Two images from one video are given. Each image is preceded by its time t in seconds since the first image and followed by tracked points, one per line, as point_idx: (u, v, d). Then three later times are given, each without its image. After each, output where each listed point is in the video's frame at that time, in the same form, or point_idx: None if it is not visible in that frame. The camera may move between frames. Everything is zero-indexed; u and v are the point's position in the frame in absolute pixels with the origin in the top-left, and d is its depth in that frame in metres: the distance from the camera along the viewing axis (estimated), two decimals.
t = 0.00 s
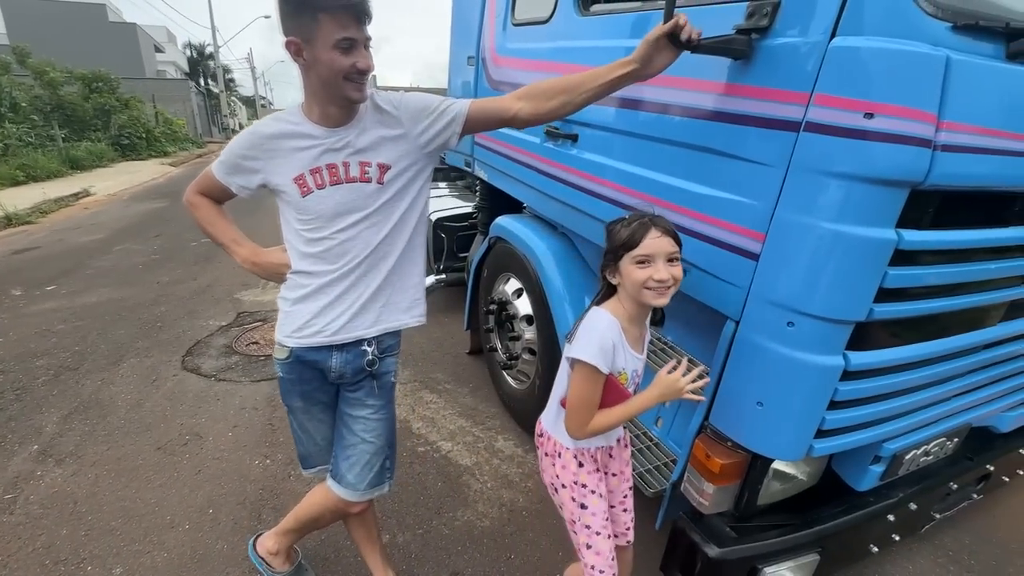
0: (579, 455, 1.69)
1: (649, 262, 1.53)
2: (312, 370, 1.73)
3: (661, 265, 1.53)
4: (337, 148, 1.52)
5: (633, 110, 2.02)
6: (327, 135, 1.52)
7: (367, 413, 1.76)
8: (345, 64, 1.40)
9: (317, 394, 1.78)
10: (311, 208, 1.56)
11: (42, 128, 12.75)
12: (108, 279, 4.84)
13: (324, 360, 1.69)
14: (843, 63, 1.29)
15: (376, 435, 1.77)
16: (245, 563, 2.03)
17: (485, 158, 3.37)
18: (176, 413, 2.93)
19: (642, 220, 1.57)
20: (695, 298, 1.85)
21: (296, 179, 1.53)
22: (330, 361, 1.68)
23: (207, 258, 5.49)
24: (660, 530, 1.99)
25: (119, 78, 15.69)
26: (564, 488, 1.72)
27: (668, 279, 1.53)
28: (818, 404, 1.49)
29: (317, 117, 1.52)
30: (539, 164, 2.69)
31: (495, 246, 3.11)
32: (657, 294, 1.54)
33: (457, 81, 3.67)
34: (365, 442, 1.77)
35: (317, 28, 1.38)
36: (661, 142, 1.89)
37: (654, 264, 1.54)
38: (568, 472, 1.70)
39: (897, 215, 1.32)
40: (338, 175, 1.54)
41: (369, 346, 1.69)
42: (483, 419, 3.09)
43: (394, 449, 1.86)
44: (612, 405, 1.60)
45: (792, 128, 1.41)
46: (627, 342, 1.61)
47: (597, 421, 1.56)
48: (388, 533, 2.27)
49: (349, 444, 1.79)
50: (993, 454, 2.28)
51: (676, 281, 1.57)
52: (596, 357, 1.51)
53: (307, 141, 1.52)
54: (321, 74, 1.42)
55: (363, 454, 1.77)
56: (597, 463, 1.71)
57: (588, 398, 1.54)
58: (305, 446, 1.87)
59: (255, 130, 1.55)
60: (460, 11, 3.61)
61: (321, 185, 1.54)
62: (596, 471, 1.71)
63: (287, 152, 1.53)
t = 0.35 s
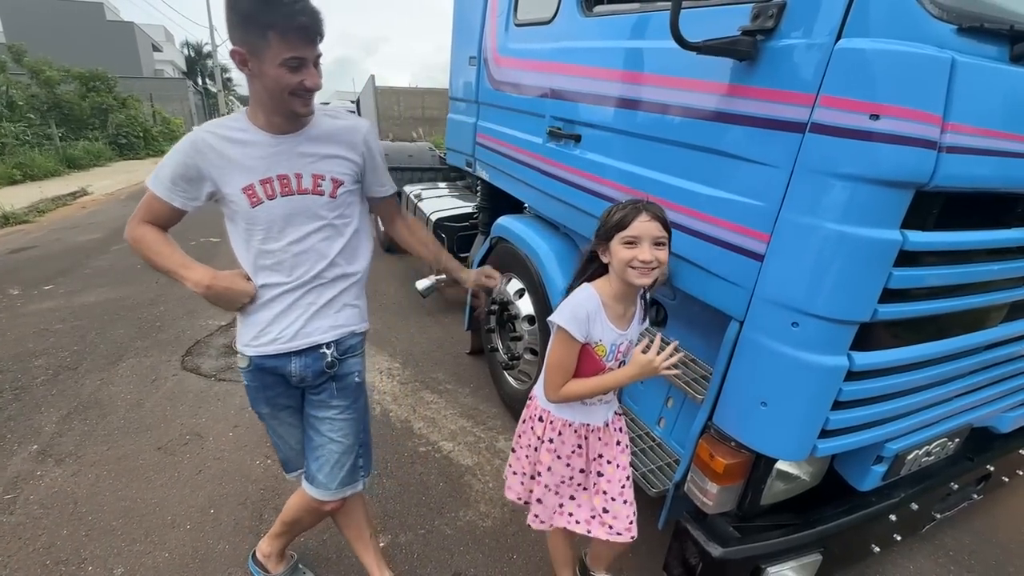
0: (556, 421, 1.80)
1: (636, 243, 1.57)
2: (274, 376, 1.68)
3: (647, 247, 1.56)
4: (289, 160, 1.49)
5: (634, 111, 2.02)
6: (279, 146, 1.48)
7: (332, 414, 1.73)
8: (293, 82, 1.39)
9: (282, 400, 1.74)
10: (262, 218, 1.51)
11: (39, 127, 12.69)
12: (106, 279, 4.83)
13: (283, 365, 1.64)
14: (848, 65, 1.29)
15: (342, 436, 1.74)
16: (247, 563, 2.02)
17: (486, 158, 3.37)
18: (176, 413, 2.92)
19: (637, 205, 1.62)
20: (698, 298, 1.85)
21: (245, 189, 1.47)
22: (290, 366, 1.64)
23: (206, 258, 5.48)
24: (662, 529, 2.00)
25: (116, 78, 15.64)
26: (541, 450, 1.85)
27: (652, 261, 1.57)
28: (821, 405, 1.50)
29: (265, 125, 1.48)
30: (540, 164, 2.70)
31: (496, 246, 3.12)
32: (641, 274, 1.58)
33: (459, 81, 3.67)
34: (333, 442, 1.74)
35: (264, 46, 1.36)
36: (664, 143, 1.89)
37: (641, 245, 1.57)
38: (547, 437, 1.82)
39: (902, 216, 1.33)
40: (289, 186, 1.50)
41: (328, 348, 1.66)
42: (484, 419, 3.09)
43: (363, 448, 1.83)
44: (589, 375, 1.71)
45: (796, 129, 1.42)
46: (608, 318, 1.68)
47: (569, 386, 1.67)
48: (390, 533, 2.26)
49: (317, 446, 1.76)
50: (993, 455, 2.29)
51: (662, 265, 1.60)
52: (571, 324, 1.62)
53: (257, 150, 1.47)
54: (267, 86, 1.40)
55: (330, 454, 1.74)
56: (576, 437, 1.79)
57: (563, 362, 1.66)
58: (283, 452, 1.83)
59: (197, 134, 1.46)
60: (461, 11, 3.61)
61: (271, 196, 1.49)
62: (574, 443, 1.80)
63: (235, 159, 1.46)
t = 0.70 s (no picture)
0: (565, 410, 1.80)
1: (642, 243, 1.58)
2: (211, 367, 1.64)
3: (653, 246, 1.58)
4: (226, 149, 1.48)
5: (632, 110, 2.01)
6: (216, 134, 1.46)
7: (269, 396, 1.70)
8: (256, 79, 1.41)
9: (222, 389, 1.70)
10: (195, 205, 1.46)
11: (33, 129, 12.62)
12: (103, 282, 4.80)
13: (217, 355, 1.61)
14: (847, 64, 1.29)
15: (279, 415, 1.70)
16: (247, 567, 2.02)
17: (483, 158, 3.36)
18: (174, 416, 2.90)
19: (642, 206, 1.62)
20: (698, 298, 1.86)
21: (175, 174, 1.41)
22: (223, 355, 1.61)
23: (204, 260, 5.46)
24: (663, 528, 2.00)
25: (111, 79, 15.57)
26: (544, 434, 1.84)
27: (659, 259, 1.58)
28: (822, 404, 1.50)
29: (198, 111, 1.45)
30: (539, 164, 2.70)
31: (495, 246, 3.11)
32: (648, 272, 1.59)
33: (456, 80, 3.66)
34: (272, 424, 1.71)
35: (241, 37, 1.36)
36: (662, 143, 1.89)
37: (646, 245, 1.58)
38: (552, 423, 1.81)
39: (901, 215, 1.33)
40: (224, 175, 1.49)
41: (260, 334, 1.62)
42: (484, 419, 3.08)
43: (309, 423, 1.79)
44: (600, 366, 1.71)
45: (796, 129, 1.41)
46: (620, 312, 1.68)
47: (583, 377, 1.68)
48: (391, 535, 2.26)
49: (259, 428, 1.73)
50: (991, 451, 2.30)
51: (668, 262, 1.61)
52: (584, 316, 1.62)
53: (193, 135, 1.43)
54: (228, 77, 1.39)
55: (271, 434, 1.72)
56: (585, 428, 1.80)
57: (577, 353, 1.66)
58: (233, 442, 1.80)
59: (118, 110, 1.36)
60: (458, 10, 3.60)
61: (204, 184, 1.46)
62: (580, 433, 1.80)
63: (168, 143, 1.40)
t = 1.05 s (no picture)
0: (592, 413, 1.75)
1: (645, 234, 1.57)
2: (141, 361, 1.68)
3: (657, 237, 1.57)
4: (146, 138, 1.55)
5: (625, 108, 2.00)
6: (134, 124, 1.52)
7: (220, 379, 1.77)
8: (169, 57, 1.46)
9: (142, 385, 1.72)
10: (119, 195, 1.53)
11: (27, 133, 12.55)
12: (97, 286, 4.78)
13: (155, 348, 1.67)
14: (838, 59, 1.28)
15: (236, 396, 1.78)
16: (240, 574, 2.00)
17: (477, 158, 3.35)
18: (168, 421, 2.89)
19: (644, 199, 1.61)
20: (692, 298, 1.84)
21: (96, 165, 1.48)
22: (161, 345, 1.67)
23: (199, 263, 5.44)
24: (660, 530, 1.98)
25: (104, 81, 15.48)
26: (576, 442, 1.78)
27: (662, 250, 1.57)
28: (817, 403, 1.48)
29: (114, 101, 1.50)
30: (532, 164, 2.68)
31: (489, 246, 3.10)
32: (652, 262, 1.58)
33: (449, 80, 3.64)
34: (228, 405, 1.78)
35: (148, 15, 1.41)
36: (655, 141, 1.88)
37: (649, 237, 1.57)
38: (582, 428, 1.76)
39: (895, 211, 1.31)
40: (148, 164, 1.56)
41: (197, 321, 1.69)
42: (481, 421, 3.07)
43: (264, 398, 1.88)
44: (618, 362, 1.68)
45: (788, 125, 1.40)
46: (625, 305, 1.67)
47: (608, 377, 1.64)
48: (386, 539, 2.23)
49: (211, 413, 1.78)
50: (989, 448, 2.29)
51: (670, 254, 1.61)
52: (593, 319, 1.60)
53: (110, 126, 1.49)
54: (138, 56, 1.43)
55: (230, 416, 1.78)
56: (613, 422, 1.76)
57: (597, 356, 1.63)
58: (118, 442, 1.78)
59: (31, 103, 1.41)
60: (450, 10, 3.59)
61: (128, 173, 1.53)
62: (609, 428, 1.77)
63: (86, 135, 1.46)
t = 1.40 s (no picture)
0: (611, 415, 1.73)
1: (652, 239, 1.56)
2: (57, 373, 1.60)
3: (663, 242, 1.55)
4: (25, 159, 1.47)
5: (622, 108, 1.98)
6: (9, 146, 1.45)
7: (147, 385, 1.74)
8: (38, 84, 1.41)
9: (51, 401, 1.63)
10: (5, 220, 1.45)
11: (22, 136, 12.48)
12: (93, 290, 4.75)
13: (65, 360, 1.59)
14: (837, 57, 1.26)
15: (167, 398, 1.75)
16: None
17: (474, 159, 3.33)
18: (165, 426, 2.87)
19: (651, 201, 1.59)
20: (691, 298, 1.82)
21: None
22: (74, 356, 1.60)
23: (196, 266, 5.41)
24: (660, 531, 1.96)
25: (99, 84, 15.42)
26: (596, 445, 1.76)
27: (667, 257, 1.56)
28: (818, 405, 1.47)
29: None
30: (529, 165, 2.66)
31: (487, 248, 3.08)
32: (656, 267, 1.57)
33: (445, 80, 3.62)
34: (161, 407, 1.74)
35: (14, 47, 1.36)
36: (653, 141, 1.86)
37: (656, 241, 1.56)
38: (603, 431, 1.74)
39: (896, 210, 1.30)
40: (33, 185, 1.48)
41: (111, 330, 1.64)
42: (480, 423, 3.05)
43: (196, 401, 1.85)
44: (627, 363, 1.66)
45: (787, 124, 1.38)
46: (629, 305, 1.66)
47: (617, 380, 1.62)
48: (385, 544, 2.21)
49: (142, 422, 1.73)
50: (991, 446, 2.28)
51: (674, 258, 1.60)
52: (598, 324, 1.59)
53: None
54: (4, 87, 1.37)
55: (165, 418, 1.74)
56: (632, 421, 1.75)
57: (607, 359, 1.62)
58: (22, 467, 1.65)
59: None
60: (445, 10, 3.56)
61: (13, 197, 1.45)
62: (629, 427, 1.75)
63: None
